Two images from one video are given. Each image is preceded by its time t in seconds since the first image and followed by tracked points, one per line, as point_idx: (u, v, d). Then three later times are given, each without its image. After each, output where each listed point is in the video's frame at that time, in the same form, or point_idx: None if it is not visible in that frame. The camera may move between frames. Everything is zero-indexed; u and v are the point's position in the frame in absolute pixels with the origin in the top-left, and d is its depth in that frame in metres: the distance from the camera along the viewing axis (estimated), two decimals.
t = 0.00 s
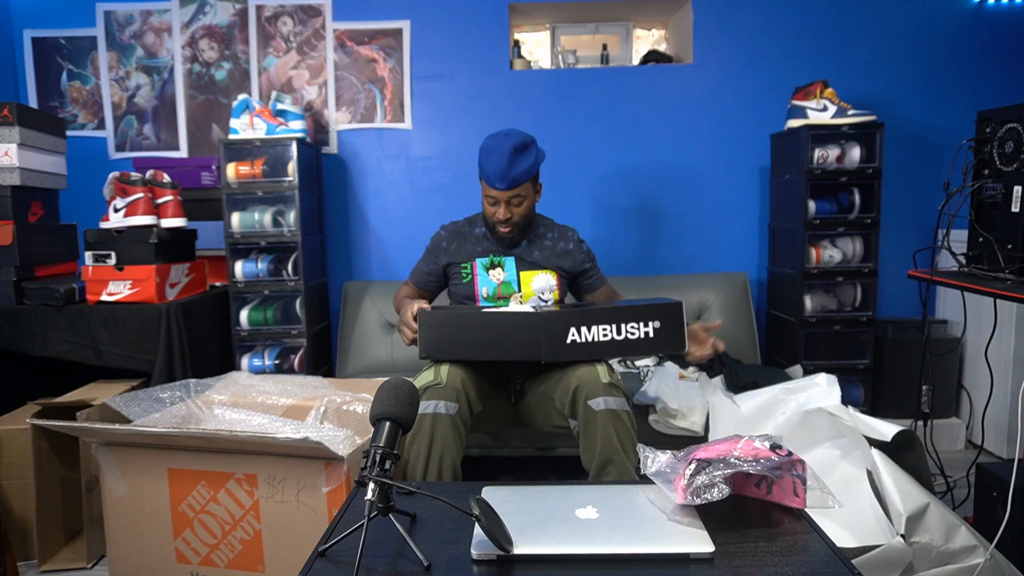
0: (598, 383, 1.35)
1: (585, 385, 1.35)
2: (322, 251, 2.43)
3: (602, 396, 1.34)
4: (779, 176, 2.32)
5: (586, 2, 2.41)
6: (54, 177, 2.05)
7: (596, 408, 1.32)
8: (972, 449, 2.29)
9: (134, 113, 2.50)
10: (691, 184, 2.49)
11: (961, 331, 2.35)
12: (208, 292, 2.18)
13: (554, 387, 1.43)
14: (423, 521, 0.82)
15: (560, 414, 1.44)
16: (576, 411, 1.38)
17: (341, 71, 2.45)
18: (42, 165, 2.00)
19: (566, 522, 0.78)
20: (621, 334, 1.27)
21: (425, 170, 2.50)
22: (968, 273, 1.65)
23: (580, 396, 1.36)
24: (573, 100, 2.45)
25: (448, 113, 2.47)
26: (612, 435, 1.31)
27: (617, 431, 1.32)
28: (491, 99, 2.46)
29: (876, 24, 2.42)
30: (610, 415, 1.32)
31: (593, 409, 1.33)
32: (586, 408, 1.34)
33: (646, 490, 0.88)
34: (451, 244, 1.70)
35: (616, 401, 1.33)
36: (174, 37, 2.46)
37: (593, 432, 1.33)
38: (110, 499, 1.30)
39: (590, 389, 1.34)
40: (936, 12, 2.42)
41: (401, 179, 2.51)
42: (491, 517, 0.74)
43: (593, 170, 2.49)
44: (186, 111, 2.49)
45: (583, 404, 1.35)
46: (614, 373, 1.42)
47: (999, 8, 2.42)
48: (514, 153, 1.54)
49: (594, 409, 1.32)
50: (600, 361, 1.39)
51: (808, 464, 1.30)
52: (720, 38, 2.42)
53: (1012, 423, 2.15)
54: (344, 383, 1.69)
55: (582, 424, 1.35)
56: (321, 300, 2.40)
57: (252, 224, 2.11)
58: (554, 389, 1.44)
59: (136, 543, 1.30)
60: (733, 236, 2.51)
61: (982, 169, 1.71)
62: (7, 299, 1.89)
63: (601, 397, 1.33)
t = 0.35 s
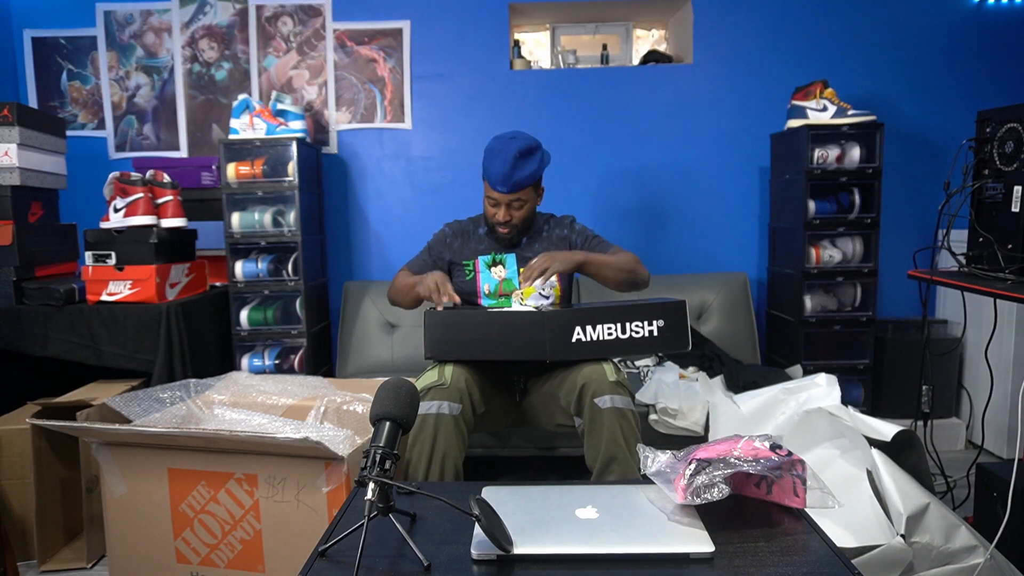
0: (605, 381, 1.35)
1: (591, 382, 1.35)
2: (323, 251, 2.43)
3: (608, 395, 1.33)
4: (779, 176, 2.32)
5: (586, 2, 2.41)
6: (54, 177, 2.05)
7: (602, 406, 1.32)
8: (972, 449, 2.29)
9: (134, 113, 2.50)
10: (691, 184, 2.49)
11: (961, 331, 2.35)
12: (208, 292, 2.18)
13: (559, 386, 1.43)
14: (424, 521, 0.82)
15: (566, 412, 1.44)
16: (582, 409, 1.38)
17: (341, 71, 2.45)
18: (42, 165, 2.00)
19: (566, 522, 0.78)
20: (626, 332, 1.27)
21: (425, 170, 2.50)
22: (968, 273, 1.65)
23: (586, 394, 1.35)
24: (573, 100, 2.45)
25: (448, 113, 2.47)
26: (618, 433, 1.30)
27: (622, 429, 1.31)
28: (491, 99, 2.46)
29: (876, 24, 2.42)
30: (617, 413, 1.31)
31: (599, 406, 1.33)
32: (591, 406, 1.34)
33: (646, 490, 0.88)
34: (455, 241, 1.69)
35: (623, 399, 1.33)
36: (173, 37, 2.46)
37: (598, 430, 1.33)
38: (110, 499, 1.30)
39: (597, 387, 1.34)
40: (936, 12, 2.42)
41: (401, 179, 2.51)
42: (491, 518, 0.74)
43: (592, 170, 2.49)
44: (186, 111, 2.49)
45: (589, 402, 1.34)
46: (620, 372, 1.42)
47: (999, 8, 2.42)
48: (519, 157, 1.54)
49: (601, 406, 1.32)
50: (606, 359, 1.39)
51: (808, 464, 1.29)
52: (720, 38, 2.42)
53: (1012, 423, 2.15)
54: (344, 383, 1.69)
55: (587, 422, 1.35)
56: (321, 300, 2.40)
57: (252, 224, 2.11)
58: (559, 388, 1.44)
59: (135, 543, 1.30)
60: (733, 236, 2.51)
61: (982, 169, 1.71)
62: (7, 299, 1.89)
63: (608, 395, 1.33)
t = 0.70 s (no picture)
0: (603, 381, 1.35)
1: (589, 383, 1.35)
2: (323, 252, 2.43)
3: (606, 395, 1.33)
4: (779, 175, 2.32)
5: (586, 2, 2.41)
6: (54, 177, 2.05)
7: (600, 407, 1.32)
8: (972, 449, 2.29)
9: (134, 113, 2.50)
10: (691, 184, 2.49)
11: (961, 330, 2.35)
12: (208, 292, 2.18)
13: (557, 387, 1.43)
14: (424, 521, 0.82)
15: (564, 412, 1.44)
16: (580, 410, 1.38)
17: (341, 71, 2.45)
18: (43, 165, 2.00)
19: (565, 522, 0.78)
20: (622, 334, 1.27)
21: (425, 170, 2.50)
22: (968, 273, 1.65)
23: (585, 394, 1.35)
24: (573, 100, 2.45)
25: (448, 113, 2.47)
26: (616, 433, 1.30)
27: (621, 430, 1.31)
28: (491, 99, 2.46)
29: (876, 24, 2.42)
30: (615, 413, 1.31)
31: (597, 407, 1.33)
32: (589, 407, 1.34)
33: (646, 490, 0.88)
34: (450, 245, 1.71)
35: (621, 400, 1.33)
36: (174, 37, 2.46)
37: (595, 430, 1.33)
38: (110, 499, 1.30)
39: (595, 387, 1.34)
40: (936, 12, 2.42)
41: (401, 179, 2.51)
42: (491, 518, 0.74)
43: (592, 170, 2.49)
44: (186, 111, 2.49)
45: (587, 403, 1.34)
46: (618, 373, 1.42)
47: (998, 8, 2.42)
48: (509, 156, 1.54)
49: (598, 407, 1.32)
50: (604, 360, 1.39)
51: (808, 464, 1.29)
52: (720, 38, 2.42)
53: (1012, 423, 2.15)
54: (344, 383, 1.69)
55: (586, 423, 1.35)
56: (321, 300, 2.40)
57: (252, 224, 2.12)
58: (558, 388, 1.44)
59: (135, 543, 1.30)
60: (733, 236, 2.51)
61: (982, 169, 1.71)
62: (7, 299, 1.89)
63: (606, 396, 1.33)
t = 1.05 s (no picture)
0: (602, 381, 1.35)
1: (588, 383, 1.35)
2: (323, 252, 2.43)
3: (606, 395, 1.33)
4: (779, 175, 2.32)
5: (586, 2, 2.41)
6: (54, 177, 2.06)
7: (600, 407, 1.32)
8: (971, 449, 2.30)
9: (134, 113, 2.50)
10: (691, 184, 2.49)
11: (960, 330, 2.35)
12: (208, 292, 2.18)
13: (557, 387, 1.43)
14: (424, 521, 0.82)
15: (564, 412, 1.44)
16: (579, 410, 1.38)
17: (341, 71, 2.45)
18: (43, 165, 2.00)
19: (565, 522, 0.79)
20: (622, 332, 1.27)
21: (425, 170, 2.50)
22: (967, 273, 1.65)
23: (584, 394, 1.35)
24: (573, 100, 2.45)
25: (448, 113, 2.47)
26: (616, 433, 1.30)
27: (620, 430, 1.31)
28: (491, 99, 2.46)
29: (876, 24, 2.42)
30: (614, 413, 1.31)
31: (596, 407, 1.32)
32: (589, 407, 1.34)
33: (646, 490, 0.88)
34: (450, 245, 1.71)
35: (620, 400, 1.33)
36: (174, 37, 2.46)
37: (595, 430, 1.33)
38: (110, 499, 1.30)
39: (594, 387, 1.34)
40: (935, 12, 2.42)
41: (401, 179, 2.51)
42: (491, 518, 0.74)
43: (592, 170, 2.49)
44: (186, 111, 2.49)
45: (586, 403, 1.34)
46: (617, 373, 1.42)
47: (998, 8, 2.42)
48: (513, 153, 1.53)
49: (598, 407, 1.32)
50: (604, 360, 1.39)
51: (808, 464, 1.29)
52: (720, 38, 2.42)
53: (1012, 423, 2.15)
54: (344, 383, 1.69)
55: (585, 423, 1.35)
56: (321, 300, 2.40)
57: (252, 224, 2.12)
58: (557, 388, 1.44)
59: (135, 543, 1.30)
60: (733, 236, 2.51)
61: (982, 169, 1.71)
62: (7, 299, 1.89)
63: (605, 396, 1.33)
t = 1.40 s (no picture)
0: (601, 381, 1.35)
1: (588, 383, 1.35)
2: (323, 251, 2.43)
3: (605, 395, 1.33)
4: (779, 175, 2.32)
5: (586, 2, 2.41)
6: (54, 177, 2.06)
7: (599, 407, 1.32)
8: (972, 449, 2.29)
9: (134, 113, 2.50)
10: (691, 184, 2.49)
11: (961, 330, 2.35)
12: (208, 292, 2.18)
13: (557, 387, 1.43)
14: (424, 521, 0.82)
15: (564, 412, 1.44)
16: (579, 410, 1.38)
17: (341, 71, 2.45)
18: (43, 165, 2.00)
19: (565, 522, 0.79)
20: (623, 333, 1.27)
21: (425, 170, 2.50)
22: (968, 273, 1.65)
23: (584, 394, 1.35)
24: (573, 100, 2.45)
25: (448, 113, 2.47)
26: (616, 433, 1.30)
27: (620, 430, 1.31)
28: (491, 99, 2.46)
29: (876, 24, 2.42)
30: (614, 413, 1.31)
31: (596, 407, 1.32)
32: (589, 407, 1.34)
33: (646, 490, 0.88)
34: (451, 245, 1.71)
35: (620, 400, 1.33)
36: (174, 37, 2.46)
37: (595, 430, 1.33)
38: (110, 499, 1.30)
39: (594, 387, 1.34)
40: (935, 12, 2.42)
41: (401, 179, 2.51)
42: (491, 518, 0.74)
43: (592, 170, 2.49)
44: (186, 111, 2.49)
45: (586, 402, 1.34)
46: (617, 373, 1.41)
47: (998, 8, 2.42)
48: (511, 153, 1.53)
49: (598, 407, 1.32)
50: (603, 360, 1.39)
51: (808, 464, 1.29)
52: (720, 38, 2.42)
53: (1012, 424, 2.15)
54: (344, 383, 1.69)
55: (585, 423, 1.35)
56: (321, 300, 2.40)
57: (252, 224, 2.12)
58: (557, 387, 1.43)
59: (135, 543, 1.30)
60: (733, 236, 2.51)
61: (982, 169, 1.71)
62: (6, 299, 1.89)
63: (605, 396, 1.33)
